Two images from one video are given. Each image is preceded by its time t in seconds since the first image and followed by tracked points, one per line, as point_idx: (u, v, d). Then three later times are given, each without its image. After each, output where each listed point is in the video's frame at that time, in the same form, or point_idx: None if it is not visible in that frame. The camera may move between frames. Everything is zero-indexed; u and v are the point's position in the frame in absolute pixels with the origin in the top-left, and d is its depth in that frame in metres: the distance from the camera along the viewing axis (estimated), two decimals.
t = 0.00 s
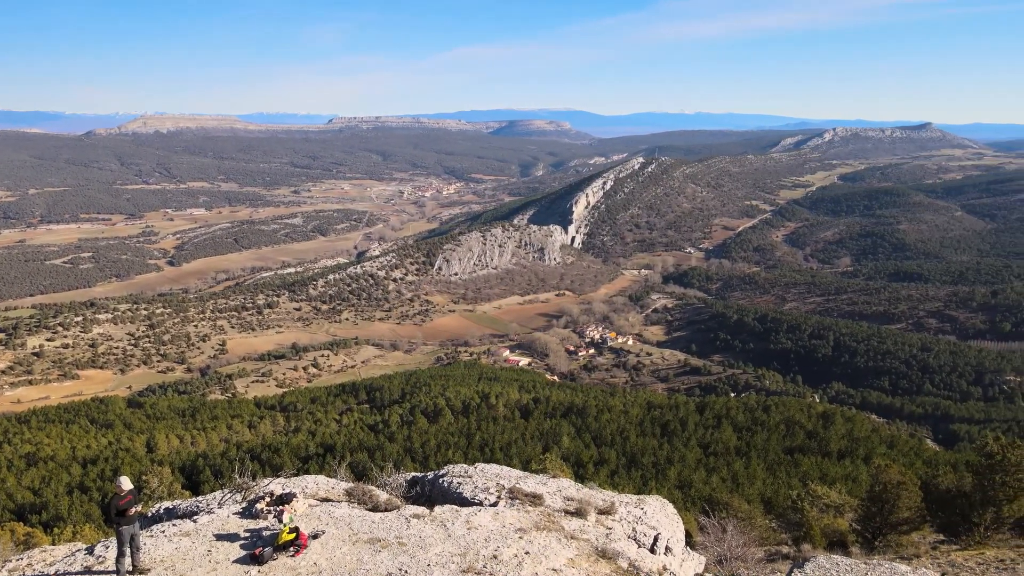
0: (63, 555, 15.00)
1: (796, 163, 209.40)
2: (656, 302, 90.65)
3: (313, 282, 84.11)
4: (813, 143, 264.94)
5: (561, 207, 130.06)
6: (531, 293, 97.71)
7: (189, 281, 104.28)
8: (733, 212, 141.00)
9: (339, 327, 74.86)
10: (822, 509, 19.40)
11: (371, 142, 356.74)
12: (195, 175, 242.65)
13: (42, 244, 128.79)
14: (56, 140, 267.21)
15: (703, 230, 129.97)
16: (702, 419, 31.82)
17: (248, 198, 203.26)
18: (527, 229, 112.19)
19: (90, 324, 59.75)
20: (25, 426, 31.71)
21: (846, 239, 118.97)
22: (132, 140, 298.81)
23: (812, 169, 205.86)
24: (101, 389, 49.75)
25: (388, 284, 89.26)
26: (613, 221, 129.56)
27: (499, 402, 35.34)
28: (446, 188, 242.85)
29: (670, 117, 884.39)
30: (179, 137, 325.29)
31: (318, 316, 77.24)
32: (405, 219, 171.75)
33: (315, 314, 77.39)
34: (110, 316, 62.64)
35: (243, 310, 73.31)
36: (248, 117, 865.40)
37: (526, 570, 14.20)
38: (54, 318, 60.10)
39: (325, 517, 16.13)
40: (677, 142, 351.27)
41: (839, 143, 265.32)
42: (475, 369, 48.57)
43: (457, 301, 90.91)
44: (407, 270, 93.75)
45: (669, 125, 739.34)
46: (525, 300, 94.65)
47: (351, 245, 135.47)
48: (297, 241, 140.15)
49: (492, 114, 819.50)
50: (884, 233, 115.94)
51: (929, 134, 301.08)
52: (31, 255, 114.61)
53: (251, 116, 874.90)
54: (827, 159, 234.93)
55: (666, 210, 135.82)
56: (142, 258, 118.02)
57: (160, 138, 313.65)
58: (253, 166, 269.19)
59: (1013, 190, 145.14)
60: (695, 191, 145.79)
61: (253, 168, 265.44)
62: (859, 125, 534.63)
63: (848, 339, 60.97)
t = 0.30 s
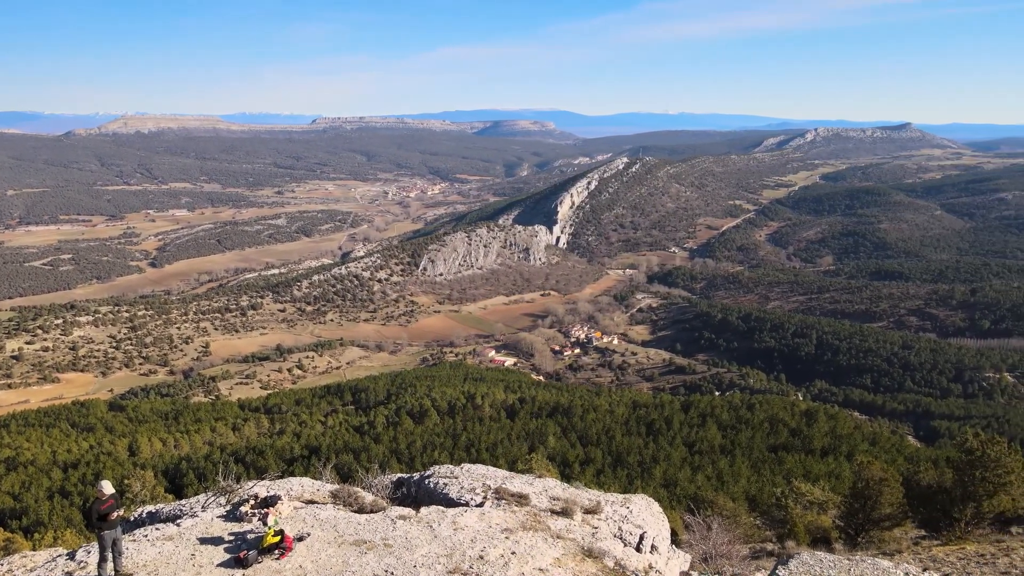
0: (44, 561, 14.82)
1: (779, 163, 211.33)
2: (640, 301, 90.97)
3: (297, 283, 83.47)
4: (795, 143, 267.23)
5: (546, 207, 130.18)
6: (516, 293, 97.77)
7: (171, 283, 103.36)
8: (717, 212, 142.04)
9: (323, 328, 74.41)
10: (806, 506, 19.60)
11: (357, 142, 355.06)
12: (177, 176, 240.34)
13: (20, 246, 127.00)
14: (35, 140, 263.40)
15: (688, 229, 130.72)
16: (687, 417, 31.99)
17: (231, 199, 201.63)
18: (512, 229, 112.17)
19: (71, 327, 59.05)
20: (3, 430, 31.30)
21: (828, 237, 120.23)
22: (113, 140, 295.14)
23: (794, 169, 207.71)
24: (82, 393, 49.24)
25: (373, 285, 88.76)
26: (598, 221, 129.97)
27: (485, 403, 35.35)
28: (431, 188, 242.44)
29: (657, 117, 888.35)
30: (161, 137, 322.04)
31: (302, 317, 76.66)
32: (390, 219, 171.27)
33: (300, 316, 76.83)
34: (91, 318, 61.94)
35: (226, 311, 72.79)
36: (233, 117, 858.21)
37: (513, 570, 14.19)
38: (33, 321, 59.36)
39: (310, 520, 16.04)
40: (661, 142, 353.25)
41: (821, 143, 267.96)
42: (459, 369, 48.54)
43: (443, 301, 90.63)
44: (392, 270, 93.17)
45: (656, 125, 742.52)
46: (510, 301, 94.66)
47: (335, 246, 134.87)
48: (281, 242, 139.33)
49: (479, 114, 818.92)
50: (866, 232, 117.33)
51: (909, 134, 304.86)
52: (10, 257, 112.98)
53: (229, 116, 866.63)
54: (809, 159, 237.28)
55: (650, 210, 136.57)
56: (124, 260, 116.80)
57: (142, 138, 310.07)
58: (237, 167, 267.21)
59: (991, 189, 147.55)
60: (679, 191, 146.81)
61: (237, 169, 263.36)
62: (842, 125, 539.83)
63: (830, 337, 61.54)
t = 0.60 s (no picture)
0: (24, 567, 14.64)
1: (762, 163, 213.32)
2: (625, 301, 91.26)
3: (281, 284, 82.73)
4: (777, 143, 269.45)
5: (530, 207, 130.28)
6: (502, 293, 97.82)
7: (153, 285, 102.35)
8: (701, 212, 143.17)
9: (308, 330, 73.91)
10: (790, 503, 19.79)
11: (343, 142, 353.40)
12: (159, 177, 237.74)
13: None
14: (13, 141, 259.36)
15: (672, 229, 131.49)
16: (672, 416, 32.18)
17: (214, 200, 199.93)
18: (496, 230, 112.05)
19: (50, 329, 58.34)
20: None
21: (810, 237, 121.49)
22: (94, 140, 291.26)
23: (777, 169, 209.57)
24: (62, 396, 48.72)
25: (358, 286, 88.11)
26: (582, 221, 130.37)
27: (470, 403, 35.36)
28: (415, 189, 241.81)
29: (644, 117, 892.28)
30: (143, 137, 318.45)
31: (286, 318, 76.02)
32: (374, 220, 170.68)
33: (284, 317, 76.24)
34: (71, 321, 61.24)
35: (209, 313, 72.20)
36: (217, 117, 850.09)
37: (499, 570, 14.20)
38: (12, 324, 58.55)
39: (295, 522, 15.94)
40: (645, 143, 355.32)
41: (802, 143, 270.46)
42: (445, 370, 48.51)
43: (428, 302, 90.34)
44: (376, 271, 92.60)
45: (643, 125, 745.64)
46: (495, 301, 94.68)
47: (320, 247, 134.20)
48: (264, 243, 138.42)
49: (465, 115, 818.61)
50: (848, 231, 118.67)
51: (890, 134, 308.67)
52: None
53: (212, 116, 858.10)
54: (791, 159, 239.58)
55: (634, 210, 137.49)
56: (105, 262, 115.57)
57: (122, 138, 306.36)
58: (221, 168, 264.99)
59: (969, 189, 149.93)
60: (663, 191, 148.23)
61: (220, 169, 261.16)
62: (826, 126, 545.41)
63: (813, 336, 62.21)
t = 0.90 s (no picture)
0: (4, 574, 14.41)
1: (745, 163, 215.36)
2: (610, 300, 91.50)
3: (265, 285, 82.06)
4: (760, 143, 271.75)
5: (515, 207, 130.30)
6: (487, 293, 97.88)
7: (135, 287, 101.33)
8: (685, 212, 144.50)
9: (293, 331, 73.41)
10: (774, 500, 19.90)
11: (329, 142, 351.80)
12: (140, 177, 235.10)
13: None
14: None
15: (656, 229, 132.38)
16: (657, 415, 32.36)
17: (195, 201, 198.31)
18: (481, 230, 111.82)
19: (30, 333, 57.56)
20: None
21: (793, 236, 122.80)
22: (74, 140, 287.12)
23: (760, 169, 211.32)
24: (42, 400, 48.10)
25: (342, 287, 87.47)
26: (568, 221, 130.72)
27: (456, 404, 35.35)
28: (400, 189, 241.18)
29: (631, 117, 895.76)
30: (124, 138, 314.59)
31: (271, 320, 75.40)
32: (358, 221, 170.19)
33: (268, 318, 75.62)
34: (50, 324, 60.48)
35: (192, 315, 71.54)
36: (201, 117, 840.61)
37: (486, 570, 14.21)
38: None
39: (280, 524, 15.82)
40: (630, 142, 357.58)
41: (784, 143, 273.04)
42: (430, 370, 48.42)
43: (413, 302, 89.98)
44: (361, 272, 92.01)
45: (630, 125, 748.72)
46: (480, 301, 94.69)
47: (304, 247, 133.54)
48: (247, 244, 137.46)
49: (452, 116, 817.32)
50: (829, 230, 119.97)
51: (871, 135, 312.25)
52: None
53: (195, 116, 848.62)
54: (774, 159, 241.99)
55: (619, 210, 138.67)
56: (85, 264, 114.15)
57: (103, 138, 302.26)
58: (204, 168, 262.68)
59: (948, 188, 152.29)
60: (647, 191, 149.97)
61: (202, 170, 258.76)
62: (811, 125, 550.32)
63: (796, 334, 62.87)
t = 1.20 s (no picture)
0: None
1: (727, 163, 217.62)
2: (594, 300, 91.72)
3: (248, 287, 81.34)
4: (743, 143, 273.69)
5: (499, 207, 130.32)
6: (472, 294, 97.94)
7: (116, 288, 100.30)
8: (668, 212, 146.11)
9: (277, 333, 72.87)
10: (759, 497, 20.04)
11: (314, 142, 350.06)
12: (120, 178, 232.32)
13: None
14: None
15: (640, 229, 133.25)
16: (642, 415, 32.55)
17: (176, 201, 196.72)
18: (466, 230, 111.53)
19: (8, 336, 56.79)
20: None
21: (775, 235, 124.03)
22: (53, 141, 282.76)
23: (742, 169, 212.96)
24: (21, 404, 47.51)
25: (326, 288, 86.69)
26: (552, 222, 131.01)
27: (441, 404, 35.35)
28: (384, 189, 240.34)
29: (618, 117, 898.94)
30: (104, 138, 310.29)
31: (254, 321, 74.76)
32: (342, 221, 169.65)
33: (252, 320, 74.98)
34: (29, 327, 59.73)
35: (173, 317, 70.83)
36: (182, 117, 830.13)
37: (471, 570, 14.17)
38: None
39: (264, 527, 15.70)
40: (614, 143, 359.91)
41: (767, 143, 275.34)
42: (415, 371, 48.27)
43: (398, 303, 89.53)
44: (345, 272, 91.26)
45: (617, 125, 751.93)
46: (466, 301, 94.76)
47: (287, 248, 132.80)
48: (230, 245, 136.56)
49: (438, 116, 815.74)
50: (812, 230, 121.18)
51: (852, 135, 315.29)
52: None
53: (177, 116, 838.85)
54: (756, 159, 244.37)
55: (603, 209, 140.32)
56: (64, 266, 112.79)
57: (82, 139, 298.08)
58: (185, 168, 260.23)
59: (928, 187, 154.40)
60: (631, 190, 152.54)
61: (184, 171, 256.14)
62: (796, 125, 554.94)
63: (779, 333, 63.50)
